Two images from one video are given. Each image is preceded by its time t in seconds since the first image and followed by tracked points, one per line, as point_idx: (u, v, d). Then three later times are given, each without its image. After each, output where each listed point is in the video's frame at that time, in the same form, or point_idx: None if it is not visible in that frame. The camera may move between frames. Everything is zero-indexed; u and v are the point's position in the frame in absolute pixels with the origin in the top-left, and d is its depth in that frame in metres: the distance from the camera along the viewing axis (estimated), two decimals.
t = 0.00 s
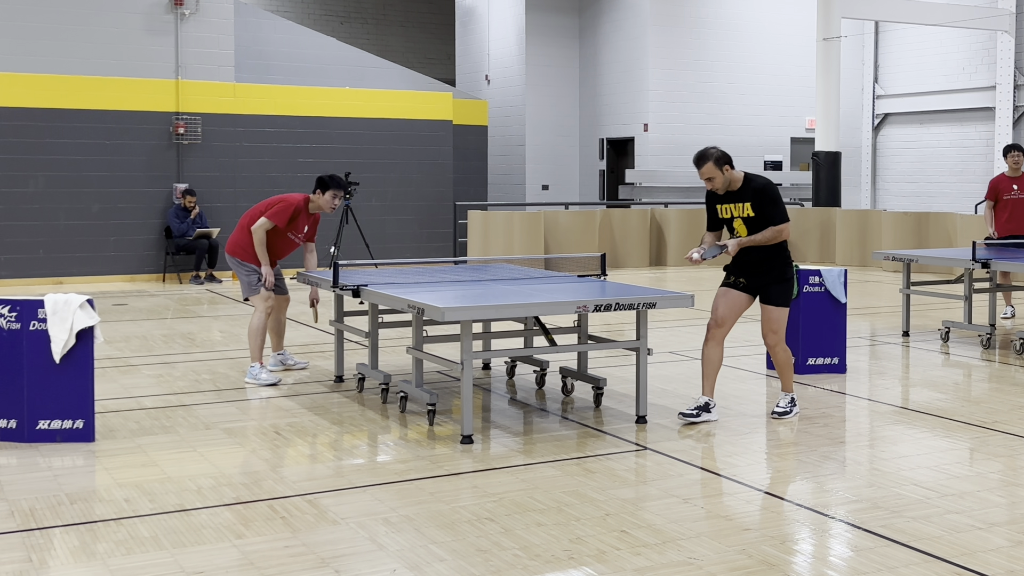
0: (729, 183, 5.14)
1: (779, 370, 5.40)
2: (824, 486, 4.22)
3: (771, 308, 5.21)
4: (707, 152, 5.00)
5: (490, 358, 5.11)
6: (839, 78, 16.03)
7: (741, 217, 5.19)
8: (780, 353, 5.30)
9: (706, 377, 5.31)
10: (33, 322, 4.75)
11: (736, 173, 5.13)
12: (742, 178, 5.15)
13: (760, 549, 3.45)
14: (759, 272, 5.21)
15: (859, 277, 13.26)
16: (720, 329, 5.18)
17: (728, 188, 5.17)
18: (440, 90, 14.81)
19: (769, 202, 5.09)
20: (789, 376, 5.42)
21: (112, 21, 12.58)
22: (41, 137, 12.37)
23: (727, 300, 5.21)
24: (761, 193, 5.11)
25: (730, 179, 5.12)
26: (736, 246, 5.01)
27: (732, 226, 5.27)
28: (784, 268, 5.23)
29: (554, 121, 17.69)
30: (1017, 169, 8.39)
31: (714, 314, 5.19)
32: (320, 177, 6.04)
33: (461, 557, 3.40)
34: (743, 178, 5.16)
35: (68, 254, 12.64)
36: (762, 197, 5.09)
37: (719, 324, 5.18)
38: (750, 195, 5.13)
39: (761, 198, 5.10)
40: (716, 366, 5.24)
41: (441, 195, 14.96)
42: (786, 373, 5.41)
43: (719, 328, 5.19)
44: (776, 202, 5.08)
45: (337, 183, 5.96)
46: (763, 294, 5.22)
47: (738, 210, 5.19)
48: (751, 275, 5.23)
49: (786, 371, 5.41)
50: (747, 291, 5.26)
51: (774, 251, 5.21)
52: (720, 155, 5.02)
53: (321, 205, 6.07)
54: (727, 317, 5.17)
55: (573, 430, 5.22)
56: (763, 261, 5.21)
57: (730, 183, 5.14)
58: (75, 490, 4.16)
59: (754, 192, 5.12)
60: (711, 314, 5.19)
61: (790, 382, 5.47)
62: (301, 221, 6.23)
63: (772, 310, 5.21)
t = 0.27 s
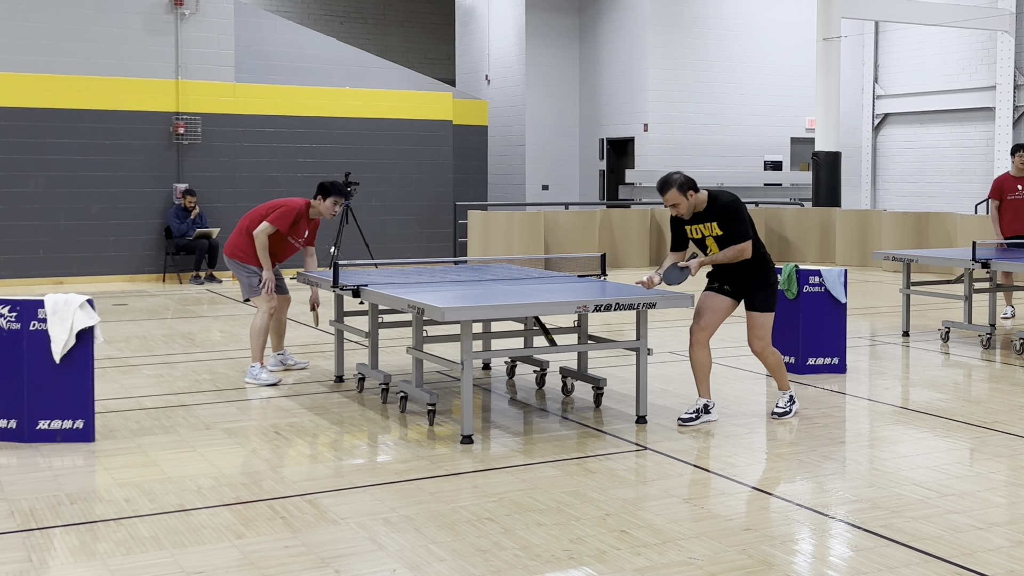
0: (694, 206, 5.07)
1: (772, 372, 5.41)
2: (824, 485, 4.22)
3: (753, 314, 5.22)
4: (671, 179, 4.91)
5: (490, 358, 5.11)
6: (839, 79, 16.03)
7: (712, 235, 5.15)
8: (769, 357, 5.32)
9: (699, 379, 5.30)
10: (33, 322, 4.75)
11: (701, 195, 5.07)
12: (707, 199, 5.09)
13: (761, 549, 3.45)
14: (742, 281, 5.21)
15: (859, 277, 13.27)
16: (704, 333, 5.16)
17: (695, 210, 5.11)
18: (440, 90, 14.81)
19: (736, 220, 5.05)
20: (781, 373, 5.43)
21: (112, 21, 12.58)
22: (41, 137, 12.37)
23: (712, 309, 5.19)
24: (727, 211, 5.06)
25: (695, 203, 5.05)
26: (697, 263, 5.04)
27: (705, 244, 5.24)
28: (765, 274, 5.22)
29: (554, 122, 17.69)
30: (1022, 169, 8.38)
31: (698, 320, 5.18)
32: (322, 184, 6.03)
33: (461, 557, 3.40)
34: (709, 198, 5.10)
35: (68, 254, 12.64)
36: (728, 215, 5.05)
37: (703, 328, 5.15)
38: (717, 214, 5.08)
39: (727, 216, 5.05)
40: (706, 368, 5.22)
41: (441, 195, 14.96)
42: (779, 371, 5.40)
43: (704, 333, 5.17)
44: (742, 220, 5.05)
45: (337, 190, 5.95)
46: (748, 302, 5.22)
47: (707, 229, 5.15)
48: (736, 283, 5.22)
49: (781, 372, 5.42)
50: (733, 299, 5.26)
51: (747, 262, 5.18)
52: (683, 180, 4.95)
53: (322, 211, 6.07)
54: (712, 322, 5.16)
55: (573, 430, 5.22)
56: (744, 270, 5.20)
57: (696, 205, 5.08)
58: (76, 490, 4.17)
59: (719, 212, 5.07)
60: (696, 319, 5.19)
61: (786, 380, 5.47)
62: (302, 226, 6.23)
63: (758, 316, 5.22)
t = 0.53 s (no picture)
0: (671, 226, 5.01)
1: (767, 371, 5.43)
2: (824, 486, 4.22)
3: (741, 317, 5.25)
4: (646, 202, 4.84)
5: (490, 358, 5.11)
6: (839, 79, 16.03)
7: (690, 249, 5.12)
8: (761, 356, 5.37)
9: (695, 380, 5.29)
10: (33, 323, 4.75)
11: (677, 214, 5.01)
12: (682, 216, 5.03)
13: (760, 549, 3.45)
14: (729, 286, 5.21)
15: (860, 277, 13.27)
16: (694, 337, 5.15)
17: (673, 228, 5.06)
18: (440, 90, 14.81)
19: (712, 234, 5.01)
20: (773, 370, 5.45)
21: (112, 21, 12.58)
22: (41, 137, 12.37)
23: (701, 311, 5.20)
24: (703, 226, 5.02)
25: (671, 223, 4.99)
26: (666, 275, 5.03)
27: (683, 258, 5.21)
28: (750, 275, 5.23)
29: (554, 122, 17.69)
30: None
31: (687, 325, 5.18)
32: (320, 185, 6.03)
33: (461, 557, 3.40)
34: (683, 215, 5.05)
35: (68, 254, 12.64)
36: (704, 230, 5.01)
37: (693, 331, 5.15)
38: (692, 230, 5.04)
39: (703, 231, 5.01)
40: (699, 370, 5.21)
41: (441, 195, 14.96)
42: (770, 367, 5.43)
43: (693, 337, 5.16)
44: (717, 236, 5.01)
45: (336, 192, 5.97)
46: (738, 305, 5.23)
47: (685, 245, 5.11)
48: (724, 288, 5.23)
49: (776, 371, 5.45)
50: (722, 303, 5.26)
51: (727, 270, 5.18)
52: (659, 202, 4.88)
53: (321, 213, 6.07)
54: (701, 325, 5.16)
55: (573, 430, 5.22)
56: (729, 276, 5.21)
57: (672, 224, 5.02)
58: (76, 490, 4.16)
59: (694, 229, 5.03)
60: (684, 324, 5.18)
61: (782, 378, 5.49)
62: (302, 228, 6.22)
63: (748, 319, 5.24)
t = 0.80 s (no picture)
0: (658, 235, 4.98)
1: (767, 370, 5.43)
2: (824, 486, 4.22)
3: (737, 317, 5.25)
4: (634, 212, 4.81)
5: (490, 358, 5.11)
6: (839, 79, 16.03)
7: (678, 257, 5.11)
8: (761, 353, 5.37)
9: (694, 381, 5.29)
10: (33, 322, 4.75)
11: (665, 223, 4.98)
12: (669, 224, 5.00)
13: (760, 549, 3.45)
14: (723, 287, 5.21)
15: (860, 277, 13.27)
16: (689, 338, 5.15)
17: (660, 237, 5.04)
18: (440, 90, 14.81)
19: (699, 241, 4.98)
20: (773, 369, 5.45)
21: (112, 21, 12.58)
22: (41, 137, 12.37)
23: (696, 313, 5.20)
24: (690, 233, 4.99)
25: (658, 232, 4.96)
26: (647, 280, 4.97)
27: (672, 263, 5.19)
28: (743, 274, 5.23)
29: (554, 122, 17.69)
30: None
31: (682, 327, 5.17)
32: (318, 184, 6.03)
33: (461, 557, 3.40)
34: (670, 223, 5.02)
35: (68, 254, 12.64)
36: (690, 238, 4.98)
37: (687, 333, 5.15)
38: (678, 238, 5.03)
39: (689, 239, 4.99)
40: (697, 371, 5.21)
41: (441, 195, 14.96)
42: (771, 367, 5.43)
43: (689, 338, 5.16)
44: (704, 243, 4.99)
45: (335, 191, 5.97)
46: (734, 305, 5.23)
47: (672, 253, 5.10)
48: (718, 288, 5.23)
49: (775, 369, 5.45)
50: (717, 303, 5.27)
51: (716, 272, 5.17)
52: (646, 212, 4.85)
53: (319, 212, 6.06)
54: (696, 327, 5.15)
55: (573, 430, 5.22)
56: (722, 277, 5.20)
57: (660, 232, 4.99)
58: (76, 490, 4.16)
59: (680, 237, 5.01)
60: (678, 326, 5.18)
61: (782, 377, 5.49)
62: (301, 227, 6.21)
63: (745, 317, 5.25)
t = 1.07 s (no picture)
0: (653, 234, 4.99)
1: (769, 370, 5.43)
2: (824, 486, 4.22)
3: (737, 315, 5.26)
4: (631, 208, 4.81)
5: (490, 358, 5.11)
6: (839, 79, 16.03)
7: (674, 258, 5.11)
8: (764, 353, 5.37)
9: (694, 380, 5.29)
10: (33, 322, 4.75)
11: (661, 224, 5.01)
12: (664, 225, 5.01)
13: (760, 549, 3.45)
14: (721, 286, 5.22)
15: (860, 277, 13.26)
16: (688, 339, 5.14)
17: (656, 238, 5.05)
18: (440, 90, 14.81)
19: (695, 241, 4.98)
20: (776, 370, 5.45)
21: (112, 21, 12.57)
22: (41, 137, 12.37)
23: (696, 312, 5.20)
24: (685, 234, 4.99)
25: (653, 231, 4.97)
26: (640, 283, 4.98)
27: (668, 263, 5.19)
28: (740, 272, 5.24)
29: (554, 121, 17.69)
30: None
31: (681, 327, 5.17)
32: (317, 182, 6.04)
33: (461, 557, 3.40)
34: (666, 224, 5.03)
35: (68, 254, 12.64)
36: (687, 238, 4.98)
37: (686, 333, 5.14)
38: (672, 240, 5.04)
39: (684, 239, 4.98)
40: (696, 371, 5.21)
41: (441, 195, 14.96)
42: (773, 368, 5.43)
43: (688, 339, 5.16)
44: (698, 243, 4.99)
45: (333, 189, 5.97)
46: (734, 304, 5.23)
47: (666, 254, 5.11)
48: (716, 288, 5.23)
49: (776, 369, 5.45)
50: (716, 303, 5.27)
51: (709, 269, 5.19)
52: (643, 209, 4.86)
53: (318, 210, 6.07)
54: (695, 327, 5.15)
55: (573, 430, 5.22)
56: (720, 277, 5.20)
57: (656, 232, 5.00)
58: (76, 490, 4.17)
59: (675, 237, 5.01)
60: (677, 326, 5.17)
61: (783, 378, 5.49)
62: (299, 226, 6.22)
63: (745, 315, 5.26)
